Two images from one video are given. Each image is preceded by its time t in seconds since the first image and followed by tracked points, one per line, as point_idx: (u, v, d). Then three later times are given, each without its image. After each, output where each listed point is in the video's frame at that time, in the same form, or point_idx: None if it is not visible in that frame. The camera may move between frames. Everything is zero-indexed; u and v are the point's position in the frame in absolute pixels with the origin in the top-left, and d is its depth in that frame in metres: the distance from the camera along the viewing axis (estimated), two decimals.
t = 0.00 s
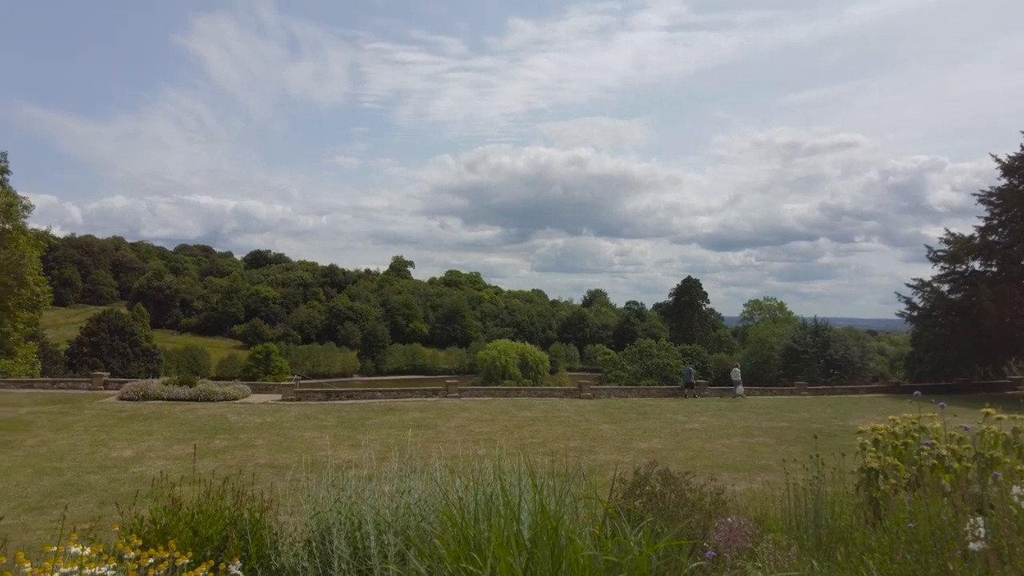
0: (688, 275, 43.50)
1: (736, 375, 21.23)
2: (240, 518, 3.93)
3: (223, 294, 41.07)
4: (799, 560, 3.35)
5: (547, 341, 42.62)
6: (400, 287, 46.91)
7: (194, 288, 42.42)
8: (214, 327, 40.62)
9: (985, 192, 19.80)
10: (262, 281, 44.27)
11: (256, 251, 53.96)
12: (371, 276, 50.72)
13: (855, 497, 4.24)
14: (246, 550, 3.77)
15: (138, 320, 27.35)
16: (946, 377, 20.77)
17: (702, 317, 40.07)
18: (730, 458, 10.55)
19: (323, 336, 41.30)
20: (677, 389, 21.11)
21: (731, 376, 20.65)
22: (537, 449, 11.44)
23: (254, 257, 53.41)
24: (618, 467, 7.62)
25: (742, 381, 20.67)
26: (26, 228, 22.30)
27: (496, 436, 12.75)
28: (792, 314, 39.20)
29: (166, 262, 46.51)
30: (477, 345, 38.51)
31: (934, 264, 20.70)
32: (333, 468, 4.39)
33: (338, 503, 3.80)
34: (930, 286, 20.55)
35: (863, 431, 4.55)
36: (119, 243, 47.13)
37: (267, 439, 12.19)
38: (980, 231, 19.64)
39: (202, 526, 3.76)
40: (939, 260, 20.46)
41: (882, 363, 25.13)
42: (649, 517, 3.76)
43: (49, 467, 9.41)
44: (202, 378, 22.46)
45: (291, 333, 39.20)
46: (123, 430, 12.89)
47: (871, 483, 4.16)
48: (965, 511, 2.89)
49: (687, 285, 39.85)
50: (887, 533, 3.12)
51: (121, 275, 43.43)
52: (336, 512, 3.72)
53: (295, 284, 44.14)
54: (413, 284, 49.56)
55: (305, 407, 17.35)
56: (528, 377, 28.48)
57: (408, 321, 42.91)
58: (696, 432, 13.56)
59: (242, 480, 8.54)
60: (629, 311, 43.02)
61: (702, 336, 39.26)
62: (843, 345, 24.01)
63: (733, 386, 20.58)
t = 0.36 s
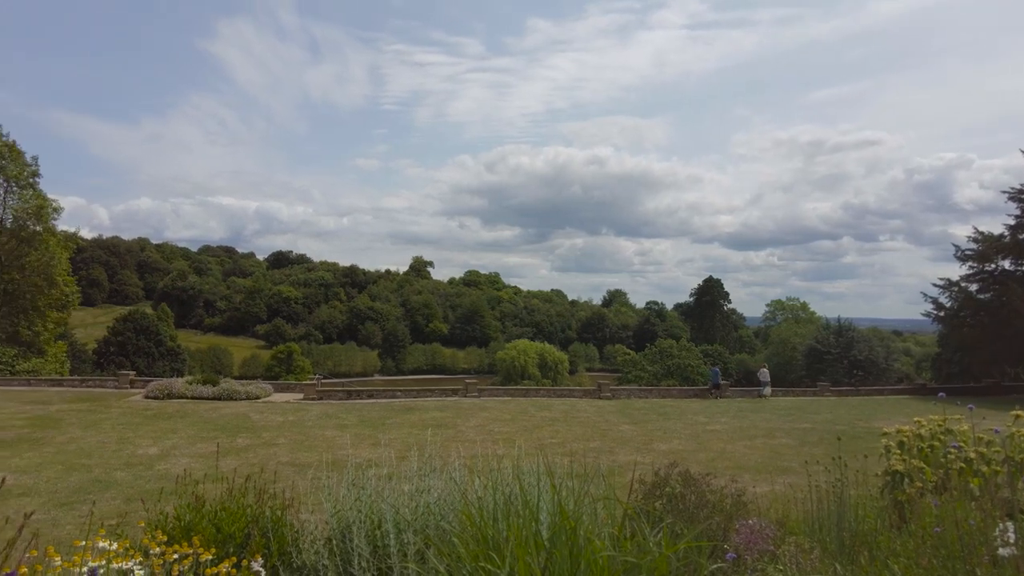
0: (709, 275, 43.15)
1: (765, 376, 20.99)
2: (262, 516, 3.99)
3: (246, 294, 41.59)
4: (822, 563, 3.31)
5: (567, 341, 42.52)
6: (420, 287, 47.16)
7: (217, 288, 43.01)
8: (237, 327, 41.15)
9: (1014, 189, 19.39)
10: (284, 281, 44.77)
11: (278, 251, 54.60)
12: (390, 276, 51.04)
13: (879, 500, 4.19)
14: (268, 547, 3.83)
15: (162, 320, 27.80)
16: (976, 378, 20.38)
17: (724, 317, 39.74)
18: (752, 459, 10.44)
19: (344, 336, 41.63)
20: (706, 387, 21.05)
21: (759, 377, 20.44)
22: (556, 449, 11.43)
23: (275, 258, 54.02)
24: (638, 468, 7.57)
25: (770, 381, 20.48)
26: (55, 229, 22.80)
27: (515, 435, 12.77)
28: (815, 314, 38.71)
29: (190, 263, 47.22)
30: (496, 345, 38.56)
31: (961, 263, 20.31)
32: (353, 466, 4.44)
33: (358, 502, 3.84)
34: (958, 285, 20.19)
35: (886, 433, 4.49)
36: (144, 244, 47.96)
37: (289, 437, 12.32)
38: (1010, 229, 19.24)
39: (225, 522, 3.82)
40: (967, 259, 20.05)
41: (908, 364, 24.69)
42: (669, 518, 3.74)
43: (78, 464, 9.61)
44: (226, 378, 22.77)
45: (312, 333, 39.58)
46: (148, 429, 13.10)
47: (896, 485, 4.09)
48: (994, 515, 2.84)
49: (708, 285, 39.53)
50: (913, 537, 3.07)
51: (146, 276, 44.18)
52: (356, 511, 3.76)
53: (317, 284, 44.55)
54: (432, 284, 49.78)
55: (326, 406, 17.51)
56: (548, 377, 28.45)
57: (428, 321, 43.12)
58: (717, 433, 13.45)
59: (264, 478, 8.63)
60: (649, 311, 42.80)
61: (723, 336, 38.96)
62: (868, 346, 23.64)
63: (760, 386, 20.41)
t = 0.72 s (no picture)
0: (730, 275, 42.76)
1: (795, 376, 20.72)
2: (283, 513, 4.04)
3: (268, 294, 42.07)
4: (846, 565, 3.27)
5: (587, 341, 42.40)
6: (439, 288, 47.36)
7: (240, 288, 43.56)
8: (260, 327, 41.65)
9: None
10: (306, 282, 45.22)
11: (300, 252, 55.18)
12: (410, 276, 51.34)
13: (904, 503, 4.12)
14: (290, 544, 3.88)
15: (186, 320, 28.22)
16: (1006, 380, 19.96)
17: (746, 318, 39.38)
18: (774, 461, 10.33)
19: (365, 336, 41.94)
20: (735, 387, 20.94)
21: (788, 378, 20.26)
22: (576, 449, 11.41)
23: (297, 259, 54.61)
24: (659, 469, 7.52)
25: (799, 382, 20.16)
26: (84, 231, 23.26)
27: (535, 436, 12.77)
28: (839, 314, 38.18)
29: (213, 264, 47.89)
30: (515, 345, 38.59)
31: (990, 262, 19.93)
32: (374, 464, 4.48)
33: (378, 500, 3.87)
34: (987, 285, 19.81)
35: (912, 434, 4.42)
36: (169, 245, 48.75)
37: (311, 436, 12.43)
38: None
39: (247, 520, 3.86)
40: (996, 258, 19.65)
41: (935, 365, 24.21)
42: (689, 519, 3.71)
43: (106, 461, 9.79)
44: (249, 377, 23.07)
45: (333, 333, 39.93)
46: (173, 427, 13.31)
47: (922, 489, 4.02)
48: None
49: (730, 285, 39.18)
50: (940, 541, 3.02)
51: (171, 277, 44.89)
52: (376, 509, 3.79)
53: (338, 285, 44.93)
54: (452, 284, 49.99)
55: (346, 405, 17.64)
56: (567, 377, 28.41)
57: (448, 321, 43.31)
58: (738, 435, 13.33)
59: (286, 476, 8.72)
60: (669, 312, 42.54)
61: (745, 336, 38.58)
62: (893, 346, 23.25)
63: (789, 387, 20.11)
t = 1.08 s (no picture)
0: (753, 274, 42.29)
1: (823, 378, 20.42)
2: (305, 511, 4.08)
3: (290, 295, 42.51)
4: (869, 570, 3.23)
5: (606, 341, 42.25)
6: (459, 288, 47.52)
7: (262, 289, 44.07)
8: (282, 326, 42.10)
9: None
10: (327, 282, 45.63)
11: (321, 253, 55.73)
12: (430, 276, 51.59)
13: (931, 507, 4.05)
14: (311, 542, 3.93)
15: (210, 320, 28.63)
16: None
17: (768, 318, 38.93)
18: (797, 463, 10.19)
19: (385, 335, 42.22)
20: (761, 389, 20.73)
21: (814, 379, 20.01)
22: (595, 450, 11.37)
23: (319, 259, 55.11)
24: (679, 470, 7.47)
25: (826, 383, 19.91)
26: (111, 232, 23.68)
27: (555, 436, 12.75)
28: (863, 314, 37.63)
29: (236, 264, 48.56)
30: (535, 345, 38.59)
31: (1020, 262, 19.51)
32: (394, 464, 4.51)
33: (398, 499, 3.90)
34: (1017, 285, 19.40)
35: (939, 437, 4.34)
36: (193, 246, 49.47)
37: (332, 435, 12.55)
38: None
39: (269, 518, 3.92)
40: None
41: (963, 366, 23.72)
42: (711, 521, 3.69)
43: (132, 458, 9.96)
44: (271, 376, 23.35)
45: (354, 333, 40.25)
46: (197, 425, 13.52)
47: (949, 493, 3.96)
48: None
49: (752, 285, 38.80)
50: (967, 546, 2.97)
51: (195, 277, 45.55)
52: (396, 508, 3.82)
53: (358, 285, 45.27)
54: (471, 284, 50.12)
55: (367, 405, 17.77)
56: (587, 378, 28.35)
57: (467, 321, 43.44)
58: (760, 436, 13.19)
59: (307, 475, 8.82)
60: (690, 312, 42.20)
61: (767, 337, 38.17)
62: (919, 347, 22.86)
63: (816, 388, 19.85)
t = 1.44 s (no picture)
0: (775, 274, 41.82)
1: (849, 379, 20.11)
2: (325, 509, 4.11)
3: (312, 295, 42.93)
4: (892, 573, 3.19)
5: (626, 342, 42.05)
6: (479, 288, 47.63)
7: (285, 289, 44.58)
8: (304, 326, 42.54)
9: None
10: (348, 283, 45.99)
11: (342, 253, 56.20)
12: (450, 276, 51.78)
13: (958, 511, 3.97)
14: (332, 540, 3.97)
15: (233, 320, 29.01)
16: None
17: (791, 318, 38.47)
18: (820, 465, 10.06)
19: (405, 335, 42.44)
20: (784, 390, 20.45)
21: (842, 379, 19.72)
22: (614, 450, 11.32)
23: (341, 260, 55.59)
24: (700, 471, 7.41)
25: (854, 385, 19.61)
26: (137, 234, 24.08)
27: (574, 437, 12.73)
28: (888, 314, 37.02)
29: (259, 265, 49.15)
30: (554, 346, 38.53)
31: None
32: (414, 462, 4.54)
33: (417, 497, 3.93)
34: None
35: (967, 440, 4.26)
36: (217, 247, 50.17)
37: (353, 434, 12.65)
38: None
39: (290, 515, 3.96)
40: None
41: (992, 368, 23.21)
42: (731, 523, 3.66)
43: (157, 456, 10.13)
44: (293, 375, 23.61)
45: (375, 333, 40.54)
46: (220, 424, 13.72)
47: (977, 496, 3.88)
48: None
49: (774, 285, 38.36)
50: (996, 552, 2.91)
51: (219, 278, 46.19)
52: (415, 507, 3.84)
53: (379, 285, 45.57)
54: (491, 284, 50.24)
55: (387, 404, 17.89)
56: (607, 378, 28.26)
57: (487, 321, 43.52)
58: (782, 437, 13.04)
59: (328, 473, 8.89)
60: (711, 312, 41.87)
61: (790, 337, 37.71)
62: (946, 348, 22.44)
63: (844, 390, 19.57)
